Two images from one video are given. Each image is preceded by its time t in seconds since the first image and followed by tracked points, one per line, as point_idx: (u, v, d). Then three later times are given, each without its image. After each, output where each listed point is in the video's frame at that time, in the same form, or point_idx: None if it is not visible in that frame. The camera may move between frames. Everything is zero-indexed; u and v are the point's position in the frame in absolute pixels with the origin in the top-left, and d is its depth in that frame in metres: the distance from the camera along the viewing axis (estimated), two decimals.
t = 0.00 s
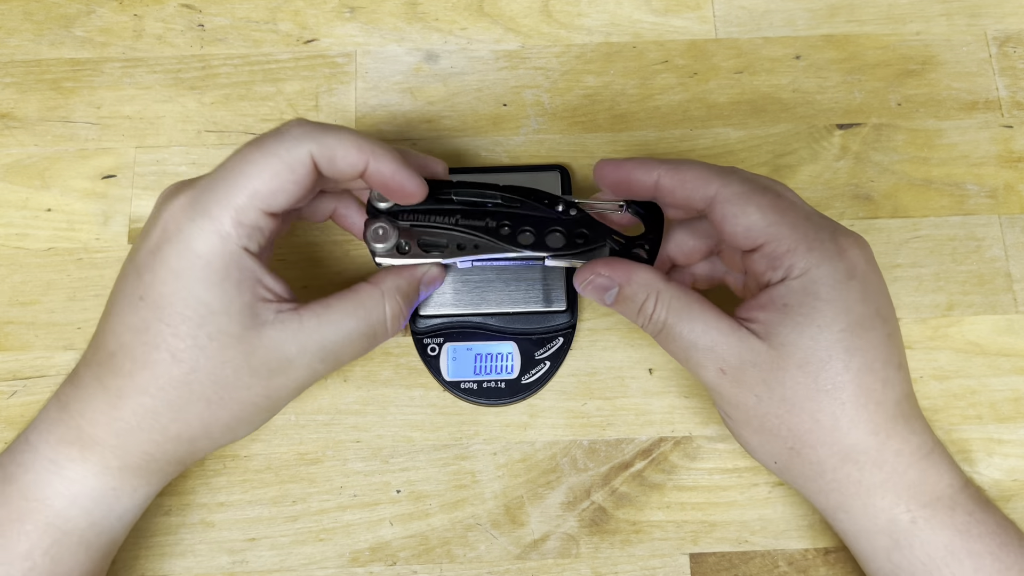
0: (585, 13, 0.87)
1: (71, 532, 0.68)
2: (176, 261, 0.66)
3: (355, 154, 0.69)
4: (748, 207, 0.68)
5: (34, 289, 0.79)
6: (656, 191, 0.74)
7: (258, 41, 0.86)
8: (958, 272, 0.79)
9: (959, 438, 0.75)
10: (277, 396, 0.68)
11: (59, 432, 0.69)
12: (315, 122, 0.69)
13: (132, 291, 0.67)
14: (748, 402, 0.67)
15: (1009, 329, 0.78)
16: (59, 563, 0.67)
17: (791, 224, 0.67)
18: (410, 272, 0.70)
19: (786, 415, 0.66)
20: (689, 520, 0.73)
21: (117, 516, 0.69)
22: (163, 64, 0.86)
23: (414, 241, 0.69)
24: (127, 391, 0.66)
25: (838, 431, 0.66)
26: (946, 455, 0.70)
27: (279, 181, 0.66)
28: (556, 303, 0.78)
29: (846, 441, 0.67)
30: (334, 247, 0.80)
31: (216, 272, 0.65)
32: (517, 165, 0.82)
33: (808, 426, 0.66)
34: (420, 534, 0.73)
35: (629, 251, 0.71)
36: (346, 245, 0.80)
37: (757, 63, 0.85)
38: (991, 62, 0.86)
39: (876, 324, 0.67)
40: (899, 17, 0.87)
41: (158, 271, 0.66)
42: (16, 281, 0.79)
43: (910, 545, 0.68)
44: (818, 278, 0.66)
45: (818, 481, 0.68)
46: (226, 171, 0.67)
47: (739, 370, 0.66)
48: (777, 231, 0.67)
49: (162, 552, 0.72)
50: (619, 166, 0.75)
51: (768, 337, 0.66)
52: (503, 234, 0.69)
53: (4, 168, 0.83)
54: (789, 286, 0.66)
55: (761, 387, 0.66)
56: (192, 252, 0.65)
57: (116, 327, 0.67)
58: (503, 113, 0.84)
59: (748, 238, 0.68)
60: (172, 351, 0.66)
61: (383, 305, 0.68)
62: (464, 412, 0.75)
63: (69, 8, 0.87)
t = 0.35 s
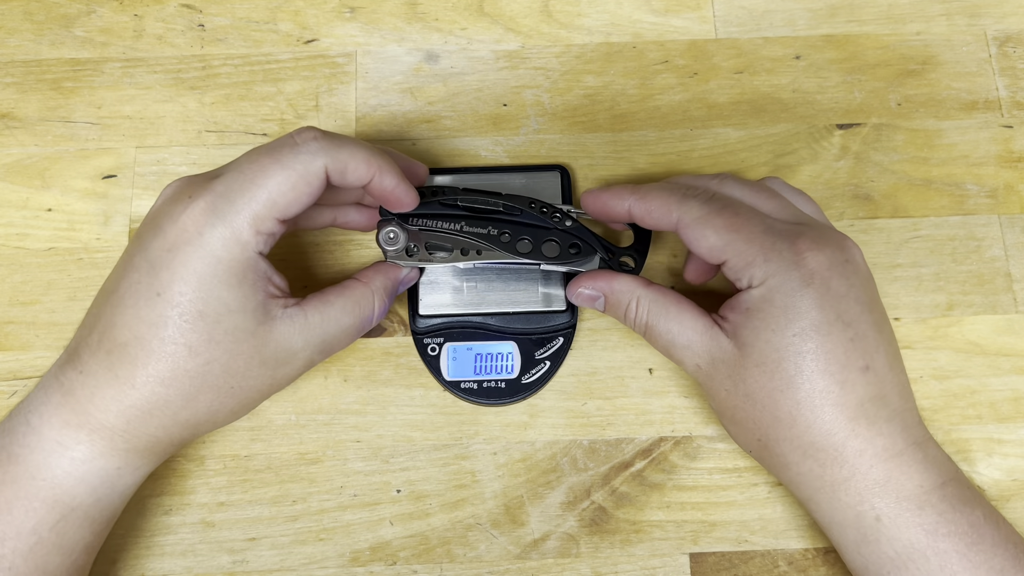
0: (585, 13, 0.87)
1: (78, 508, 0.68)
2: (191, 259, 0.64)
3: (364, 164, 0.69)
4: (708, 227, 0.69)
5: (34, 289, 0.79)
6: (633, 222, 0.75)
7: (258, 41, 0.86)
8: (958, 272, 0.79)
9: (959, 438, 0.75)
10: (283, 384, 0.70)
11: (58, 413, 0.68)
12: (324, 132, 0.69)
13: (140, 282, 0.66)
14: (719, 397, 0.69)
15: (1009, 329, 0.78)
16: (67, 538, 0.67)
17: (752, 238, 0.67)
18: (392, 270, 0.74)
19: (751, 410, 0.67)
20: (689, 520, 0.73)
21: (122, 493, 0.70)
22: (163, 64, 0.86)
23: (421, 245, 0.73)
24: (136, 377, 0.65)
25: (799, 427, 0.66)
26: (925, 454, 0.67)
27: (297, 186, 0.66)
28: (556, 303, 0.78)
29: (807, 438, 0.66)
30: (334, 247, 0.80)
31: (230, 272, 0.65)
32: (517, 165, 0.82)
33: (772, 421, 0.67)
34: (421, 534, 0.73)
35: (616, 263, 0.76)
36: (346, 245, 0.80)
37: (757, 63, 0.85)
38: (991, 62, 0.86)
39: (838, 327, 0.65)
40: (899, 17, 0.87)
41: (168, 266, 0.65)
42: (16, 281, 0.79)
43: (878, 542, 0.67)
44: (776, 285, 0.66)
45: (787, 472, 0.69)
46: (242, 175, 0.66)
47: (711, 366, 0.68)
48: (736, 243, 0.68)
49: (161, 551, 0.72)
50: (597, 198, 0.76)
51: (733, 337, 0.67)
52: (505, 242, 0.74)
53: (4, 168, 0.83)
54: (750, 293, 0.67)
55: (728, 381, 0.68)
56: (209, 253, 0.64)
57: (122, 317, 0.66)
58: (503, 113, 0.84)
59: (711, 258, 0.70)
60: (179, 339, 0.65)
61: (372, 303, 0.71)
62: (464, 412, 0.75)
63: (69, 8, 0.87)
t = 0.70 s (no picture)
0: (585, 13, 0.88)
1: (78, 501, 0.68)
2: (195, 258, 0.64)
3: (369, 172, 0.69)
4: (692, 237, 0.69)
5: (34, 289, 0.79)
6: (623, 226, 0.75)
7: (258, 41, 0.86)
8: (958, 272, 0.79)
9: (959, 438, 0.75)
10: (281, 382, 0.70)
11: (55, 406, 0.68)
12: (327, 138, 0.69)
13: (143, 280, 0.65)
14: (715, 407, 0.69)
15: (1009, 329, 0.78)
16: (66, 531, 0.68)
17: (734, 249, 0.68)
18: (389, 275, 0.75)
19: (746, 419, 0.67)
20: (689, 520, 0.73)
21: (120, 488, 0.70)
22: (164, 64, 0.86)
23: (418, 250, 0.75)
24: (138, 374, 0.65)
25: (790, 436, 0.66)
26: (923, 457, 0.67)
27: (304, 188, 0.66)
28: (556, 303, 0.78)
29: (800, 447, 0.66)
30: (334, 247, 0.80)
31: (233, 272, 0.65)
32: (517, 166, 0.82)
33: (766, 431, 0.67)
34: (421, 534, 0.73)
35: (609, 265, 0.77)
36: (346, 245, 0.80)
37: (757, 63, 0.86)
38: (991, 62, 0.86)
39: (823, 336, 0.65)
40: (899, 18, 0.87)
41: (171, 264, 0.65)
42: (16, 281, 0.79)
43: (879, 546, 0.67)
44: (760, 296, 0.66)
45: (787, 480, 0.69)
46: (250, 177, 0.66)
47: (705, 376, 0.69)
48: (719, 254, 0.68)
49: (160, 551, 0.72)
50: (589, 201, 0.76)
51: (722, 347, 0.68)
52: (499, 246, 0.76)
53: (4, 168, 0.83)
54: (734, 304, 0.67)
55: (721, 392, 0.68)
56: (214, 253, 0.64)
57: (125, 314, 0.65)
58: (503, 113, 0.84)
59: (696, 267, 0.70)
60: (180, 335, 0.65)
61: (370, 307, 0.72)
62: (464, 412, 0.75)
63: (70, 8, 0.87)
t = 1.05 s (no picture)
0: (585, 13, 0.88)
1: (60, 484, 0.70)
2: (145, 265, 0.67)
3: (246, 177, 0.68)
4: (789, 195, 0.71)
5: (34, 289, 0.79)
6: (708, 157, 0.77)
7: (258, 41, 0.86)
8: (957, 272, 0.79)
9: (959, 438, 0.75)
10: (134, 413, 0.73)
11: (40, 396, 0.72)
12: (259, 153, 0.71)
13: (107, 285, 0.69)
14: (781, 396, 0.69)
15: (1008, 329, 0.78)
16: (54, 514, 0.69)
17: (829, 219, 0.70)
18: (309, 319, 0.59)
19: (806, 407, 0.68)
20: (689, 520, 0.73)
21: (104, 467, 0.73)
22: (164, 64, 0.86)
23: (417, 257, 0.76)
24: (59, 364, 0.72)
25: (863, 424, 0.68)
26: (967, 450, 0.70)
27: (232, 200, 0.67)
28: (556, 303, 0.78)
29: (870, 434, 0.68)
30: (334, 248, 0.80)
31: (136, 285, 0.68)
32: (517, 166, 0.82)
33: (824, 418, 0.68)
34: (421, 534, 0.73)
35: (607, 267, 0.77)
36: (346, 245, 0.80)
37: (757, 63, 0.85)
38: (991, 62, 0.86)
39: (901, 322, 0.69)
40: (899, 18, 0.87)
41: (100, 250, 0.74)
42: (16, 281, 0.79)
43: (931, 535, 0.68)
44: (854, 277, 0.68)
45: (848, 472, 0.69)
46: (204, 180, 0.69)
47: (777, 361, 0.68)
48: (816, 223, 0.70)
49: (160, 551, 0.72)
50: (677, 128, 0.78)
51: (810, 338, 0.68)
52: (498, 251, 0.77)
53: (4, 168, 0.83)
54: (820, 282, 0.69)
55: (780, 380, 0.69)
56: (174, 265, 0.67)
57: (85, 311, 0.70)
58: (503, 113, 0.84)
59: (784, 224, 0.71)
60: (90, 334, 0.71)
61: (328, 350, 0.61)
62: (464, 412, 0.75)
63: (70, 8, 0.87)
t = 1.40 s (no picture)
0: (585, 13, 0.88)
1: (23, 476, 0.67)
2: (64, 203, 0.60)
3: (14, 88, 0.53)
4: (924, 141, 0.74)
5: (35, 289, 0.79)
6: (861, 83, 0.76)
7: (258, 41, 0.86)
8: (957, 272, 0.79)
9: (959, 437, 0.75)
10: (87, 371, 0.69)
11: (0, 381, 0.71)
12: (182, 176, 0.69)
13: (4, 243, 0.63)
14: (895, 344, 0.68)
15: (1008, 329, 0.78)
16: (27, 516, 0.67)
17: (945, 181, 0.75)
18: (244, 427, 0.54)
19: (899, 358, 0.69)
20: (689, 520, 0.73)
21: (74, 462, 0.71)
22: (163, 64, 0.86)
23: (417, 257, 0.76)
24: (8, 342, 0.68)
25: (917, 379, 0.69)
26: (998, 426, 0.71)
27: (26, 110, 0.54)
28: (556, 303, 0.78)
29: (918, 387, 0.69)
30: (334, 247, 0.80)
31: (26, 222, 0.59)
32: (517, 167, 0.82)
33: (895, 372, 0.69)
34: (421, 534, 0.73)
35: (607, 267, 0.77)
36: (346, 245, 0.80)
37: (757, 63, 0.86)
38: (991, 63, 0.86)
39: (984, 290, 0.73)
40: (899, 18, 0.87)
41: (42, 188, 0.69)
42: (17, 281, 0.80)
43: (970, 508, 0.69)
44: (954, 232, 0.73)
45: (897, 437, 0.70)
46: (116, 150, 0.71)
47: (903, 305, 0.67)
48: (933, 175, 0.75)
49: (160, 551, 0.72)
50: (841, 42, 0.77)
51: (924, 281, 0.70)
52: (498, 251, 0.77)
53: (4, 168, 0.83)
54: (927, 235, 0.73)
55: (866, 317, 0.67)
56: (92, 219, 0.64)
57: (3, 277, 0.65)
58: (503, 113, 0.84)
59: (904, 167, 0.75)
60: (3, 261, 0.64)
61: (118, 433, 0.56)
62: (464, 412, 0.76)
63: (70, 9, 0.87)
